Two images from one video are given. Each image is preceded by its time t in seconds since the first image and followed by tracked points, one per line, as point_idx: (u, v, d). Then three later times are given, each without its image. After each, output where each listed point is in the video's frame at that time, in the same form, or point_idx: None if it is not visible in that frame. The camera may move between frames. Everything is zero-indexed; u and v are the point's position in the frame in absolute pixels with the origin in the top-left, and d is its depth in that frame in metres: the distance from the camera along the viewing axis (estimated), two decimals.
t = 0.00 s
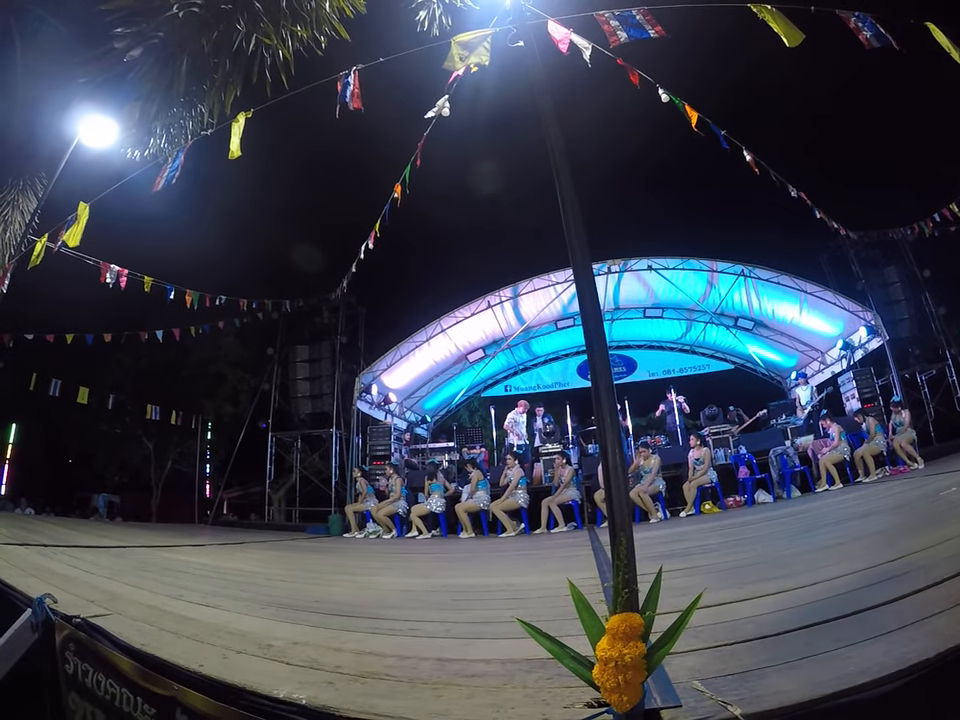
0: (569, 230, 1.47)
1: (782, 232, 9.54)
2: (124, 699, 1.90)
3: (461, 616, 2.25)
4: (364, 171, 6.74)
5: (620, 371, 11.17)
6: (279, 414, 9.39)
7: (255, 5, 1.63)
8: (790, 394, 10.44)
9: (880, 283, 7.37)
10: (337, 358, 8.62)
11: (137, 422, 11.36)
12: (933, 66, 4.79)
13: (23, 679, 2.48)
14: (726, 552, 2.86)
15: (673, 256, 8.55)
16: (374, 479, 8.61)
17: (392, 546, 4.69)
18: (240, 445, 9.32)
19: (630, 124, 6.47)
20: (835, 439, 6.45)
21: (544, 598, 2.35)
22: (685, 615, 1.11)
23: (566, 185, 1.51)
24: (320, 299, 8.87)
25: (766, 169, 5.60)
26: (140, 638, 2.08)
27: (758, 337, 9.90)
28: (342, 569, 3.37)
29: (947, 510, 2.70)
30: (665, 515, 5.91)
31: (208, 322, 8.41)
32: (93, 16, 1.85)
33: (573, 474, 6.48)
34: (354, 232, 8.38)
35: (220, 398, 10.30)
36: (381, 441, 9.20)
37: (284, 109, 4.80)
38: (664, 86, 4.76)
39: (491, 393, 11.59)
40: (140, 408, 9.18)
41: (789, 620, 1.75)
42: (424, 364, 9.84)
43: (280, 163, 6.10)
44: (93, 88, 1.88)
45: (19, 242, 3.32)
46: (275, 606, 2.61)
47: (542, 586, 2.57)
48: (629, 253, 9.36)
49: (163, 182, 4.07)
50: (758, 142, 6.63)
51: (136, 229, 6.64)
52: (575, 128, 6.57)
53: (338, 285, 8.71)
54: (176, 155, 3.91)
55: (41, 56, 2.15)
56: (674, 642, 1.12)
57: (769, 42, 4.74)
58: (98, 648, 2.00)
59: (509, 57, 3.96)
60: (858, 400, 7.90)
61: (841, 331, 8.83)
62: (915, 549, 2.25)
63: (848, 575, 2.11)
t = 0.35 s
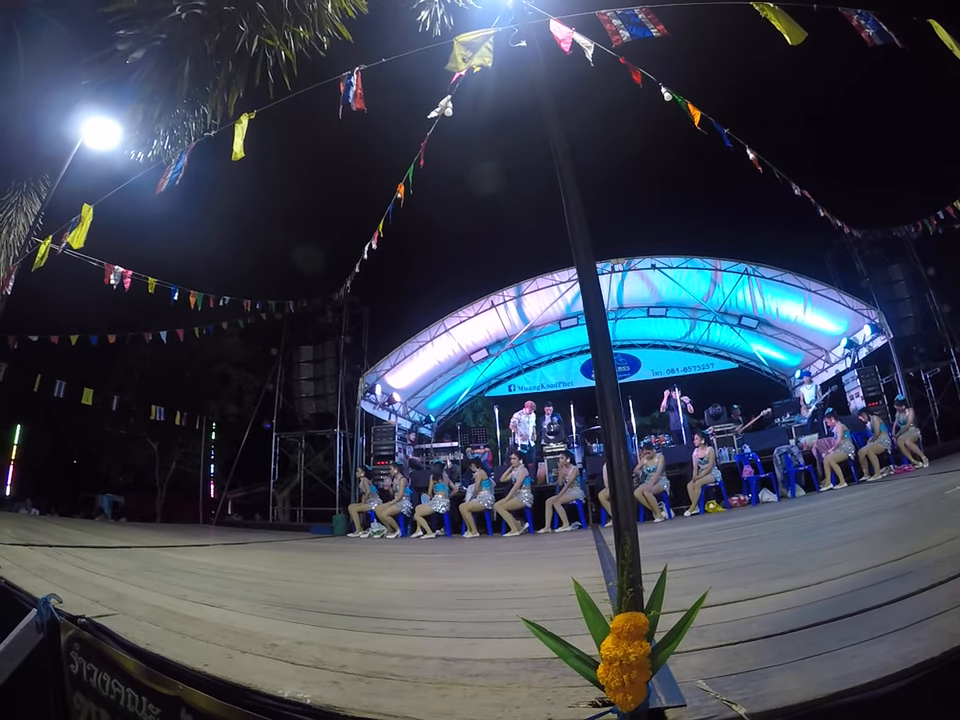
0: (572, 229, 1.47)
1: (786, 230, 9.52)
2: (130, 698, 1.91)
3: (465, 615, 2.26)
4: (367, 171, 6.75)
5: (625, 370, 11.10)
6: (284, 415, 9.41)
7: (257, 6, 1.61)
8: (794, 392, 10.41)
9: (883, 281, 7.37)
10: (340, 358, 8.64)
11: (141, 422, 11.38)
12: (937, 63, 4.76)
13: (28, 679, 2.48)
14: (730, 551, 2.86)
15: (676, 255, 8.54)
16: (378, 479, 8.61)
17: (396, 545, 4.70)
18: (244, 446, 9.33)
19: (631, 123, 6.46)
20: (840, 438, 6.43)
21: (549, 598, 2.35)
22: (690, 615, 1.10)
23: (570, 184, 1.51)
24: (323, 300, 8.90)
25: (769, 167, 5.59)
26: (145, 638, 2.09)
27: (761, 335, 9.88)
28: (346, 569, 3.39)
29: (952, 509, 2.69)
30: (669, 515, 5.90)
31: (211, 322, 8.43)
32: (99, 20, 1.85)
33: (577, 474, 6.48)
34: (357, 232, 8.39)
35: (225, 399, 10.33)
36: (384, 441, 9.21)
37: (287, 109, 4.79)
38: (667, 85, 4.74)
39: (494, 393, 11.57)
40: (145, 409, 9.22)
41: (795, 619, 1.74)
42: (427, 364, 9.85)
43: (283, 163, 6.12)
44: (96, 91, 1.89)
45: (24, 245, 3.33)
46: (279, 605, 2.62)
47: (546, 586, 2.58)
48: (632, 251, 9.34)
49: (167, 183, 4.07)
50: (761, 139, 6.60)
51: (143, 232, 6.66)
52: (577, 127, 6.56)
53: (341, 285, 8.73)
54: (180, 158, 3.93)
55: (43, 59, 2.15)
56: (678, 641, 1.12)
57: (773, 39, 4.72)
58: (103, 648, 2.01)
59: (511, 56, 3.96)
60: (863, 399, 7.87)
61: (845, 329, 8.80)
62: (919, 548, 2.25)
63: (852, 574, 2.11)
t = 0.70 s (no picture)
0: (572, 226, 1.47)
1: (785, 228, 9.52)
2: (128, 698, 1.91)
3: (464, 614, 2.26)
4: (365, 169, 6.74)
5: (624, 369, 11.03)
6: (283, 414, 9.41)
7: (255, 4, 1.61)
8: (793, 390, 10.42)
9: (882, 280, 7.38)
10: (340, 357, 8.64)
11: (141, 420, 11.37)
12: (936, 61, 4.76)
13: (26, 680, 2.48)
14: (730, 550, 2.86)
15: (675, 253, 8.53)
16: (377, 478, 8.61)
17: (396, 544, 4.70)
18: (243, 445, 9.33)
19: (630, 121, 6.44)
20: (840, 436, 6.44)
21: (548, 597, 2.35)
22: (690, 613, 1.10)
23: (569, 181, 1.51)
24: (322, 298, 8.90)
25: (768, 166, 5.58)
26: (144, 638, 2.09)
27: (761, 334, 9.88)
28: (345, 568, 3.39)
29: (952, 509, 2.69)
30: (669, 513, 5.91)
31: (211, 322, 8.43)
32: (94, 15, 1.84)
33: (577, 472, 6.49)
34: (356, 230, 8.38)
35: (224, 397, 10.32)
36: (384, 440, 9.21)
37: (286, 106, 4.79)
38: (666, 83, 4.74)
39: (494, 391, 11.57)
40: (144, 407, 9.21)
41: (795, 618, 1.74)
42: (426, 363, 9.85)
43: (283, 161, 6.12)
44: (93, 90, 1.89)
45: (22, 245, 3.32)
46: (279, 605, 2.62)
47: (546, 584, 2.58)
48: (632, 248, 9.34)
49: (164, 182, 4.06)
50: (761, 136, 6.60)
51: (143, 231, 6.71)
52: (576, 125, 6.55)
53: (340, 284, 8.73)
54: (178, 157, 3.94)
55: (39, 58, 2.14)
56: (678, 640, 1.11)
57: (772, 36, 4.71)
58: (102, 648, 2.01)
59: (511, 54, 3.95)
60: (862, 397, 7.88)
61: (844, 328, 8.80)
62: (920, 547, 2.24)
63: (852, 573, 2.11)
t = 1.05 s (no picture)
0: (577, 222, 1.46)
1: (788, 226, 9.50)
2: (129, 696, 1.91)
3: (467, 612, 2.26)
4: (367, 165, 6.73)
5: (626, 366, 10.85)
6: (285, 412, 9.41)
7: None
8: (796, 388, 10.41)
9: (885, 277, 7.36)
10: (342, 354, 8.65)
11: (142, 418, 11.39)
12: (940, 57, 4.73)
13: (29, 677, 2.48)
14: (733, 547, 2.86)
15: (678, 251, 8.51)
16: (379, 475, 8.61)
17: (399, 542, 4.71)
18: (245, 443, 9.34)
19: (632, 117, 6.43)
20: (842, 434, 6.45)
21: (551, 594, 2.35)
22: (695, 611, 1.09)
23: (573, 175, 1.50)
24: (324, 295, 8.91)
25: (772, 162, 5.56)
26: (145, 635, 2.09)
27: (763, 332, 9.86)
28: (347, 565, 3.39)
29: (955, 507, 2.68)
30: (671, 510, 5.91)
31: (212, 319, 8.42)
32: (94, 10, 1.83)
33: (579, 469, 6.49)
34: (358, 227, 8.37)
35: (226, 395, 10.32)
36: (386, 437, 9.21)
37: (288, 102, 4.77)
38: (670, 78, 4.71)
39: (496, 389, 11.56)
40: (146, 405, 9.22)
41: (798, 616, 1.74)
42: (429, 360, 9.85)
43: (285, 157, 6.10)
44: (95, 87, 1.90)
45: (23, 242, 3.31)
46: (281, 602, 2.62)
47: (548, 582, 2.58)
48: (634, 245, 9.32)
49: (166, 178, 4.05)
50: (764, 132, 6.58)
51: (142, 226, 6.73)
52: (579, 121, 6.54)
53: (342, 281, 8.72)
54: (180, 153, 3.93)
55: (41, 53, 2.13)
56: (682, 638, 1.11)
57: (774, 32, 4.69)
58: (103, 645, 2.01)
59: (514, 49, 3.92)
60: (865, 395, 7.87)
61: (847, 326, 8.78)
62: (923, 546, 2.23)
63: (855, 572, 2.10)
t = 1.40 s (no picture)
0: (583, 221, 1.46)
1: (792, 226, 9.48)
2: (132, 693, 1.92)
3: (470, 611, 2.26)
4: (371, 164, 6.73)
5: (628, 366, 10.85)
6: (288, 410, 9.43)
7: None
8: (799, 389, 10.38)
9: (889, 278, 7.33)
10: (345, 352, 8.66)
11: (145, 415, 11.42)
12: (946, 57, 4.72)
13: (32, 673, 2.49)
14: (736, 548, 2.85)
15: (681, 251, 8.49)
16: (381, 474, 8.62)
17: (402, 540, 4.71)
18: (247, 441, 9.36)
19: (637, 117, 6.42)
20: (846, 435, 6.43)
21: (554, 593, 2.35)
22: (700, 611, 1.09)
23: (579, 176, 1.50)
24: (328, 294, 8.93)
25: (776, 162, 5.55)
26: (148, 632, 2.10)
27: (767, 332, 9.84)
28: (350, 564, 3.40)
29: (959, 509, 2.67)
30: (674, 510, 5.90)
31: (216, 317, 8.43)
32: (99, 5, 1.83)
33: (582, 469, 6.48)
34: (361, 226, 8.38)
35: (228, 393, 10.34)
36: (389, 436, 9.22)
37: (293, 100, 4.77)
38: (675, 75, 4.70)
39: (498, 388, 11.56)
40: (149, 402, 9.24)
41: (802, 617, 1.74)
42: (432, 359, 9.85)
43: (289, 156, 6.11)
44: (100, 86, 1.91)
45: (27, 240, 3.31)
46: (284, 600, 2.63)
47: (551, 581, 2.58)
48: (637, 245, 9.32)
49: (171, 176, 4.05)
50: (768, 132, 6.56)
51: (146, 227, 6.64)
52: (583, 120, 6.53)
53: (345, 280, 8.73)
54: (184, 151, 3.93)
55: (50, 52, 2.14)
56: (688, 637, 1.11)
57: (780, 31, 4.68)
58: (106, 643, 2.02)
59: (520, 48, 3.92)
60: (869, 396, 7.85)
61: (851, 326, 8.76)
62: (927, 546, 2.23)
63: (859, 573, 2.10)
